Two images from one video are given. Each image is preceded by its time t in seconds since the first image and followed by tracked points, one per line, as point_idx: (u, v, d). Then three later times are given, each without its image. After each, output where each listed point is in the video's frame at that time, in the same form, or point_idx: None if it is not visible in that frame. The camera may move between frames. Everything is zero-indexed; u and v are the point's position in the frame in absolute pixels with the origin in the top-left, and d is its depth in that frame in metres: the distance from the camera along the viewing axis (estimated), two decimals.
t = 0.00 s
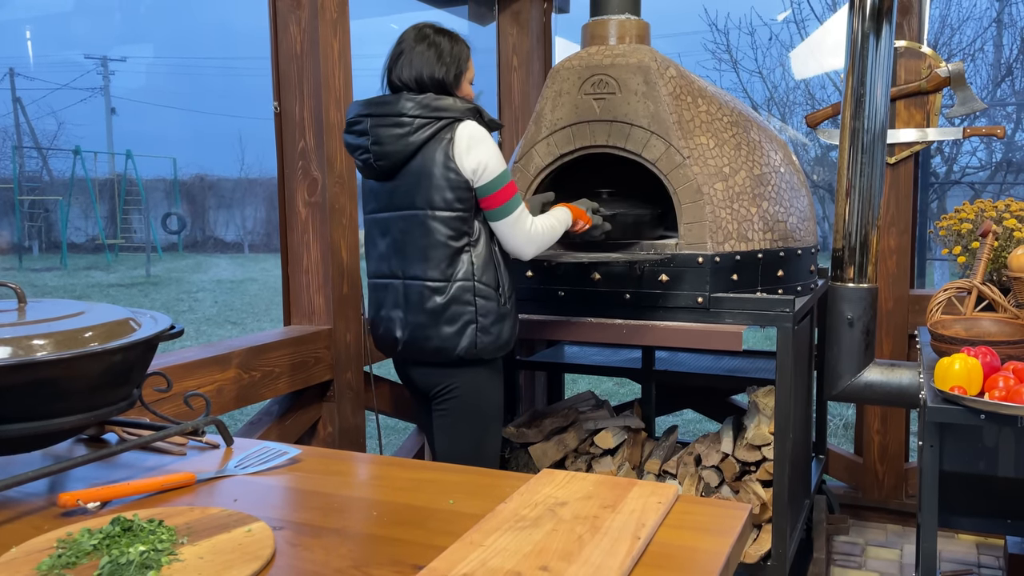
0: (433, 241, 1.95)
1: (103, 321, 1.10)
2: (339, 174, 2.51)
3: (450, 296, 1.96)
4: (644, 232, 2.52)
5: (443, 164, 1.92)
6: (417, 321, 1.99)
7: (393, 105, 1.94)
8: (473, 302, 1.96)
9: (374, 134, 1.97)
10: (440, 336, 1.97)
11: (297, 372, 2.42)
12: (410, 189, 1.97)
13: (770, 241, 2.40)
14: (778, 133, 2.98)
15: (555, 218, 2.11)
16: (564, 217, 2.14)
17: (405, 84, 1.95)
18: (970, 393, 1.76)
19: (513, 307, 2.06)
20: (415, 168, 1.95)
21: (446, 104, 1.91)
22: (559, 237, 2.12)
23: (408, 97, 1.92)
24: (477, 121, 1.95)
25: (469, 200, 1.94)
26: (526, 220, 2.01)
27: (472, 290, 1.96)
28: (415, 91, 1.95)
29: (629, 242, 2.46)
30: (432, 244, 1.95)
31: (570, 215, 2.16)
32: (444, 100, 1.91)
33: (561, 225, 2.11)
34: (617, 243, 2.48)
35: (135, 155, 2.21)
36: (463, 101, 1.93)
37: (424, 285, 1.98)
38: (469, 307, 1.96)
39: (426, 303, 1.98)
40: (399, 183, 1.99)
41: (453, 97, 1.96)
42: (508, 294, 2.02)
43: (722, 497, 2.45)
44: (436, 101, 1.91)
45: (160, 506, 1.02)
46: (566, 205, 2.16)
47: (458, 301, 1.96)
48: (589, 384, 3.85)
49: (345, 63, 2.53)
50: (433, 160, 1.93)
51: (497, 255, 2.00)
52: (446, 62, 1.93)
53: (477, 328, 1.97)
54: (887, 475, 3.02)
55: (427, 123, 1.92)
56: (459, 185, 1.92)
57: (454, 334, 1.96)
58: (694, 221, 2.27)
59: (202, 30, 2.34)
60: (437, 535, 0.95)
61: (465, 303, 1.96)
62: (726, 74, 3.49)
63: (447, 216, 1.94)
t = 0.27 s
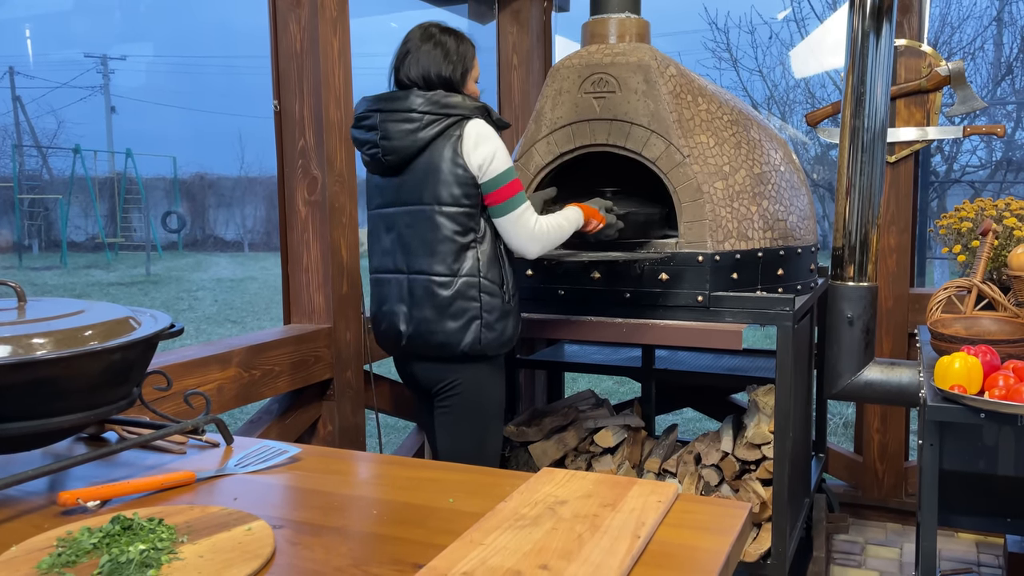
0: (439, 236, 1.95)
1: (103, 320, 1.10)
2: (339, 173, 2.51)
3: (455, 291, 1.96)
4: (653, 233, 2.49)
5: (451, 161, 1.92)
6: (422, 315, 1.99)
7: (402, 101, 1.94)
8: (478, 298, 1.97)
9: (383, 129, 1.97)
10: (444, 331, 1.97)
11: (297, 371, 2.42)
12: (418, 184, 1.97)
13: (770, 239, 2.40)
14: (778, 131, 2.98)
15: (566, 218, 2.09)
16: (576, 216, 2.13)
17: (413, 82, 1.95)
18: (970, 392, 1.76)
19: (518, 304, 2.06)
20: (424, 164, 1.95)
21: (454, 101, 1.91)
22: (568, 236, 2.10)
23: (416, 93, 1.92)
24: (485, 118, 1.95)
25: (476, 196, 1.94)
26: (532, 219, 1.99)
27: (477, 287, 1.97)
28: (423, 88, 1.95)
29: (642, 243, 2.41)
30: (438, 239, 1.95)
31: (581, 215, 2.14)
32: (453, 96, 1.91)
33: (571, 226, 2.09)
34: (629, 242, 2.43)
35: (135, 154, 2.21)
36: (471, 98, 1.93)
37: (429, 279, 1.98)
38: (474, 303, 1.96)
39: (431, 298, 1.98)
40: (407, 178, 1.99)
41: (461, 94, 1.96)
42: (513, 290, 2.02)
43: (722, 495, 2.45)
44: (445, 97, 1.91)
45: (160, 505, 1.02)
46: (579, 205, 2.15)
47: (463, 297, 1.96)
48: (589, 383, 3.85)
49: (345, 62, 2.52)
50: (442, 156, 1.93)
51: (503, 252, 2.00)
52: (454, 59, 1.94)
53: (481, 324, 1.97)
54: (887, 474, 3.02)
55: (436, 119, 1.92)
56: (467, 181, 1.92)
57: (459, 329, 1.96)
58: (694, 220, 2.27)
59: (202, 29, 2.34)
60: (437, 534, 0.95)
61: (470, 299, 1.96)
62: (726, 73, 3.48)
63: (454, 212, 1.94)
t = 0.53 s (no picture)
0: (434, 232, 1.95)
1: (102, 318, 1.10)
2: (339, 171, 2.51)
3: (447, 287, 1.96)
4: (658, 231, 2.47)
5: (448, 157, 1.91)
6: (414, 310, 1.99)
7: (404, 98, 1.95)
8: (470, 295, 1.96)
9: (385, 125, 1.99)
10: (436, 327, 1.97)
11: (297, 369, 2.42)
12: (416, 180, 1.97)
13: (770, 238, 2.40)
14: (779, 130, 2.98)
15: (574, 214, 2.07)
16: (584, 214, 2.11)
17: (415, 79, 1.96)
18: (970, 390, 1.76)
19: (515, 304, 2.04)
20: (422, 161, 1.96)
21: (455, 98, 1.91)
22: (575, 233, 2.07)
23: (417, 91, 1.93)
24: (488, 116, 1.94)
25: (473, 193, 1.93)
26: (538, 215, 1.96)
27: (470, 284, 1.96)
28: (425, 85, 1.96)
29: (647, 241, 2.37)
30: (433, 234, 1.96)
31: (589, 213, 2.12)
32: (453, 94, 1.91)
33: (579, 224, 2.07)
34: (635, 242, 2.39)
35: (135, 152, 2.21)
36: (473, 96, 1.93)
37: (423, 274, 1.98)
38: (466, 300, 1.96)
39: (424, 294, 1.98)
40: (406, 174, 2.00)
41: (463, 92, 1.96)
42: (508, 289, 2.01)
43: (722, 494, 2.45)
44: (446, 95, 1.91)
45: (160, 503, 1.02)
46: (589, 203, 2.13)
47: (456, 294, 1.96)
48: (589, 381, 3.85)
49: (345, 61, 2.52)
50: (440, 153, 1.92)
51: (499, 250, 1.99)
52: (456, 58, 1.94)
53: (472, 322, 1.96)
54: (887, 472, 3.02)
55: (435, 116, 1.92)
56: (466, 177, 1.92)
57: (450, 325, 1.96)
58: (694, 218, 2.27)
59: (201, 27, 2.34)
60: (437, 532, 0.95)
61: (462, 296, 1.96)
62: (727, 72, 3.48)
63: (450, 208, 1.94)
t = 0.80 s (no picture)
0: (434, 228, 1.95)
1: (102, 316, 1.10)
2: (339, 169, 2.51)
3: (445, 283, 1.96)
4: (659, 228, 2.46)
5: (450, 155, 1.92)
6: (411, 305, 1.99)
7: (408, 95, 1.95)
8: (467, 292, 1.96)
9: (388, 122, 1.99)
10: (432, 322, 1.97)
11: (297, 367, 2.42)
12: (417, 176, 1.97)
13: (770, 236, 2.40)
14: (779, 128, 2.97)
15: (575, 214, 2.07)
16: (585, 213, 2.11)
17: (420, 77, 1.96)
18: (970, 389, 1.76)
19: (514, 303, 2.05)
20: (424, 158, 1.96)
21: (458, 97, 1.91)
22: (576, 232, 2.07)
23: (422, 89, 1.93)
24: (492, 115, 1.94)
25: (474, 190, 1.93)
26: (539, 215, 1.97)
27: (468, 281, 1.96)
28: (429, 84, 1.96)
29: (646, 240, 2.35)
30: (433, 230, 1.95)
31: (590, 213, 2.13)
32: (457, 92, 1.91)
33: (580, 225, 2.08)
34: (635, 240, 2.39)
35: (135, 150, 2.21)
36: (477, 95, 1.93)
37: (422, 270, 1.97)
38: (463, 297, 1.96)
39: (421, 289, 1.98)
40: (408, 170, 2.00)
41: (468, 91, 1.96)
42: (507, 288, 2.01)
43: (721, 492, 2.45)
44: (449, 93, 1.91)
45: (160, 501, 1.02)
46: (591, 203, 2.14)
47: (453, 290, 1.96)
48: (589, 380, 3.86)
49: (345, 59, 2.52)
50: (442, 150, 1.93)
51: (499, 248, 2.00)
52: (461, 57, 1.94)
53: (469, 319, 1.96)
54: (887, 471, 3.03)
55: (439, 113, 1.92)
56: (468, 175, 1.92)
57: (446, 321, 1.96)
58: (695, 217, 2.27)
59: (201, 25, 2.34)
60: (436, 530, 0.95)
61: (459, 293, 1.96)
62: (726, 70, 3.48)
63: (450, 204, 1.94)
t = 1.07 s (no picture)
0: (433, 228, 1.95)
1: (102, 314, 1.10)
2: (339, 167, 2.51)
3: (445, 283, 1.96)
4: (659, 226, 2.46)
5: (448, 153, 1.91)
6: (411, 306, 1.99)
7: (404, 93, 1.94)
8: (467, 292, 1.96)
9: (384, 120, 1.99)
10: (432, 323, 1.97)
11: (297, 365, 2.42)
12: (415, 175, 1.97)
13: (770, 234, 2.40)
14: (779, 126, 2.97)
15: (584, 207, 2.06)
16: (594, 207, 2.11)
17: (415, 75, 1.95)
18: (970, 387, 1.76)
19: (514, 302, 2.05)
20: (421, 156, 1.96)
21: (455, 94, 1.91)
22: (585, 225, 2.07)
23: (418, 86, 1.92)
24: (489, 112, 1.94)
25: (472, 189, 1.93)
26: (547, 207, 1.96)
27: (468, 281, 1.96)
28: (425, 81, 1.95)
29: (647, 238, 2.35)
30: (431, 230, 1.95)
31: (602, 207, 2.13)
32: (454, 90, 1.91)
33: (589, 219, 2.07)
34: (637, 238, 2.39)
35: (135, 148, 2.21)
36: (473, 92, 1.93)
37: (421, 270, 1.97)
38: (462, 297, 1.96)
39: (421, 289, 1.98)
40: (405, 168, 2.00)
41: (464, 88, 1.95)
42: (506, 288, 2.01)
43: (722, 490, 2.45)
44: (446, 90, 1.91)
45: (160, 500, 1.02)
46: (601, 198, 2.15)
47: (453, 290, 1.96)
48: (589, 378, 3.86)
49: (345, 58, 2.52)
50: (440, 148, 1.92)
51: (498, 248, 2.00)
52: (457, 54, 1.94)
53: (469, 319, 1.96)
54: (887, 469, 3.03)
55: (436, 111, 1.92)
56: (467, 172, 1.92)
57: (447, 322, 1.96)
58: (695, 215, 2.27)
59: (201, 23, 2.34)
60: (437, 528, 0.95)
61: (458, 293, 1.96)
62: (727, 68, 3.48)
63: (449, 204, 1.94)
